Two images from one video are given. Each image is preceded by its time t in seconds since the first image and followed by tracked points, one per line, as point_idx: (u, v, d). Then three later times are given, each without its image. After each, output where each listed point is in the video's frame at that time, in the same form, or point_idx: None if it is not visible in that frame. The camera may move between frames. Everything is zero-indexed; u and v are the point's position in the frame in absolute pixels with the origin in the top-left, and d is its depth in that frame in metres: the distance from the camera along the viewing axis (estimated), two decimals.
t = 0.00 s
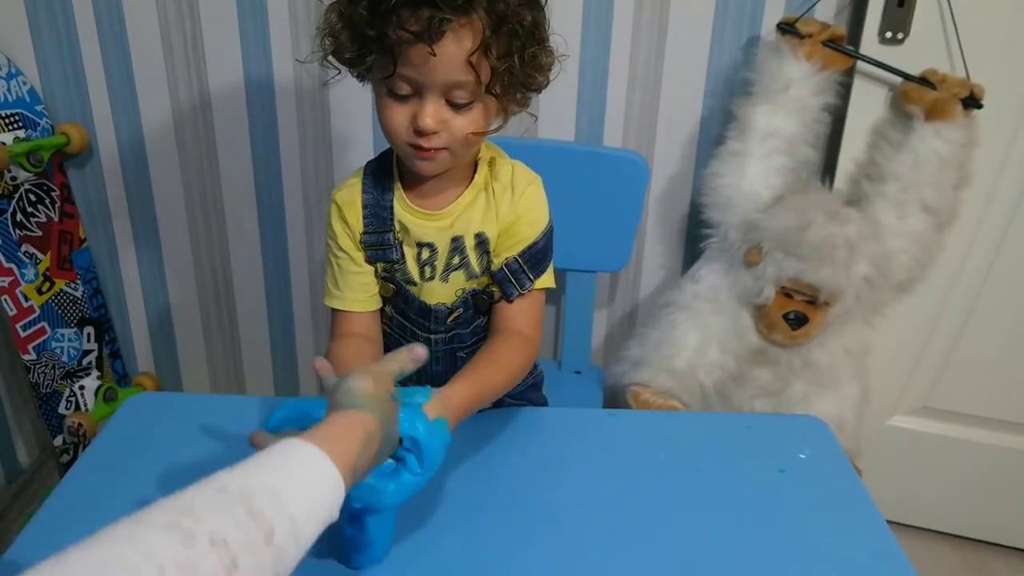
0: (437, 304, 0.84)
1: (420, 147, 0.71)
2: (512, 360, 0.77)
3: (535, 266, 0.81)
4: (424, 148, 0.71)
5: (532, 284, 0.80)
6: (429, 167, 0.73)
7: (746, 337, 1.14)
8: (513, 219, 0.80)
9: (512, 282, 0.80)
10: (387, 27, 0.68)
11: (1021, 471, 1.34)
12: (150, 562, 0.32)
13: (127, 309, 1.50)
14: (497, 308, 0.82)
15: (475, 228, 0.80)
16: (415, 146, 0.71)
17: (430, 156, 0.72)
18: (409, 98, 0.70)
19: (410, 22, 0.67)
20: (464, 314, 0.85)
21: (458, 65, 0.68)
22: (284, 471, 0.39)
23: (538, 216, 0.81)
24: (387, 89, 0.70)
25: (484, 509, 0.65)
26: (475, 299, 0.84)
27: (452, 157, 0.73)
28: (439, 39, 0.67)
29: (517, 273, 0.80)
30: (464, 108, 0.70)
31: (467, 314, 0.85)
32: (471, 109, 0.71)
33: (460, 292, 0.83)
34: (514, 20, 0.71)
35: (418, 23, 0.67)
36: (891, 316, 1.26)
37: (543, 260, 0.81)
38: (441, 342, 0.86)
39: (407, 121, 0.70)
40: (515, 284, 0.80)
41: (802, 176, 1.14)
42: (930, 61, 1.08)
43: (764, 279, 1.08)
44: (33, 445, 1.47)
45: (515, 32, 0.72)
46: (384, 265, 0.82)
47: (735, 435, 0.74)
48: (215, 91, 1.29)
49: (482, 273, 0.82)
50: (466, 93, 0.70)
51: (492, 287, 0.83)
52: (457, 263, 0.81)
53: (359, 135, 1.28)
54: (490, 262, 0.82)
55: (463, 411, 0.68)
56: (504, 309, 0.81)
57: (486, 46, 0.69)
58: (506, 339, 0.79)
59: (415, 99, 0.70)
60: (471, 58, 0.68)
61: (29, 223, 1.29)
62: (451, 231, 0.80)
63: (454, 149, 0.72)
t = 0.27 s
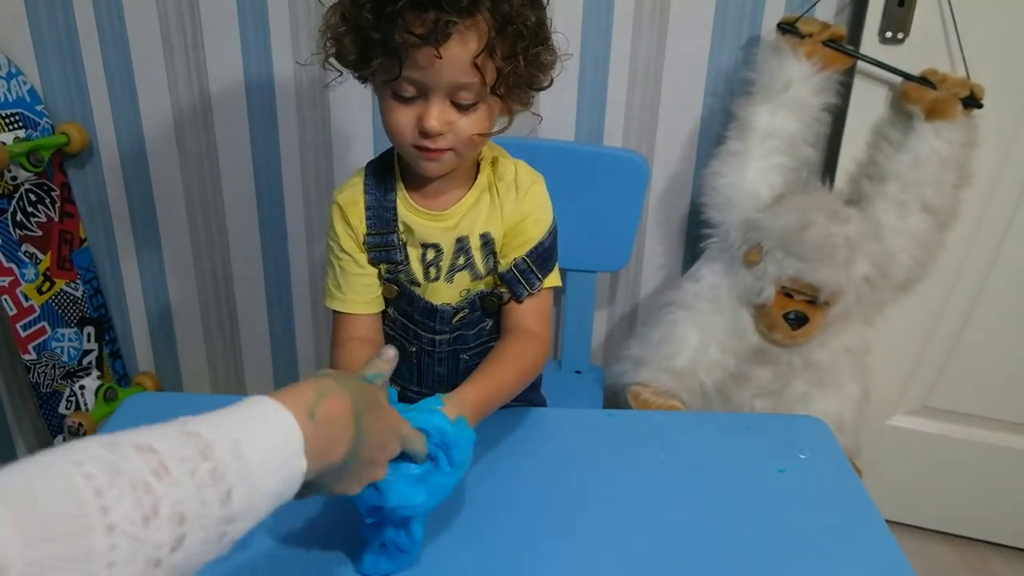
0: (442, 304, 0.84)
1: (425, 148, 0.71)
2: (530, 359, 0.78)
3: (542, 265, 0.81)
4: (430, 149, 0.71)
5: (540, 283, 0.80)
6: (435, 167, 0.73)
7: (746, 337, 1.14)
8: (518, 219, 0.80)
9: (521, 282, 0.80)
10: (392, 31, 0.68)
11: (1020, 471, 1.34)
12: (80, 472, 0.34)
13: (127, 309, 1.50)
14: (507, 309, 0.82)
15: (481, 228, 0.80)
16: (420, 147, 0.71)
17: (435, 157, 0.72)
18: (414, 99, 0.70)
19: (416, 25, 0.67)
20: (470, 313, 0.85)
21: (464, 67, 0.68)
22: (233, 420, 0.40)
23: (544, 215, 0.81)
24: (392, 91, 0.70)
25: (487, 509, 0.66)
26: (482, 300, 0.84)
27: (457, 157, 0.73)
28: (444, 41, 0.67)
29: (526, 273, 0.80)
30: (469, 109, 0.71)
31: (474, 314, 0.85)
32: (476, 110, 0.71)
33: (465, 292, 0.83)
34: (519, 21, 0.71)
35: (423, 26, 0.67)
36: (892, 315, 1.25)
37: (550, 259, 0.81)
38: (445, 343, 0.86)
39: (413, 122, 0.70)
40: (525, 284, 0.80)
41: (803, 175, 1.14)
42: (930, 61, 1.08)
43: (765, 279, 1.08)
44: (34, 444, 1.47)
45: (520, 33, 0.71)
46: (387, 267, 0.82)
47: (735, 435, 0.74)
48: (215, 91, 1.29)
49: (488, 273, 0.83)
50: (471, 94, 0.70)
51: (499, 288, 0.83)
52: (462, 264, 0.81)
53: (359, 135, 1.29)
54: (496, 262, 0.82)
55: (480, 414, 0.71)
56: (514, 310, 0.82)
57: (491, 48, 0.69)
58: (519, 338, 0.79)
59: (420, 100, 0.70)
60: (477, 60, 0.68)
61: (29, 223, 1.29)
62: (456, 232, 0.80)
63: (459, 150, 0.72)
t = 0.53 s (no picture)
0: (443, 303, 0.84)
1: (427, 147, 0.71)
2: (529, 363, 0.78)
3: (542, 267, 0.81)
4: (432, 148, 0.71)
5: (541, 286, 0.81)
6: (437, 166, 0.73)
7: (746, 337, 1.14)
8: (520, 220, 0.80)
9: (522, 285, 0.80)
10: (396, 29, 0.68)
11: (1021, 470, 1.34)
12: None
13: (127, 309, 1.50)
14: (507, 310, 0.82)
15: (481, 228, 0.80)
16: (423, 146, 0.71)
17: (437, 155, 0.72)
18: (417, 98, 0.70)
19: (420, 23, 0.67)
20: (470, 313, 0.85)
21: (467, 66, 0.68)
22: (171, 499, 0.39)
23: (545, 217, 0.81)
24: (394, 89, 0.70)
25: (486, 511, 0.65)
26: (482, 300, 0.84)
27: (459, 156, 0.73)
28: (449, 40, 0.67)
29: (527, 275, 0.80)
30: (472, 108, 0.71)
31: (473, 314, 0.85)
32: (478, 109, 0.71)
33: (465, 292, 0.83)
34: (522, 20, 0.71)
35: (427, 24, 0.67)
36: (892, 315, 1.25)
37: (550, 262, 0.81)
38: (444, 343, 0.86)
39: (415, 121, 0.70)
40: (526, 286, 0.80)
41: (803, 175, 1.14)
42: (930, 61, 1.08)
43: (765, 279, 1.08)
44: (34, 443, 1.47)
45: (523, 32, 0.72)
46: (387, 266, 0.82)
47: (735, 436, 0.74)
48: (216, 91, 1.29)
49: (489, 274, 0.83)
50: (474, 93, 0.70)
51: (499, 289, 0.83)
52: (463, 264, 0.81)
53: (359, 134, 1.29)
54: (497, 263, 0.82)
55: (476, 417, 0.71)
56: (515, 311, 0.81)
57: (494, 46, 0.69)
58: (520, 340, 0.80)
59: (423, 99, 0.70)
60: (480, 58, 0.68)
61: (29, 223, 1.29)
62: (456, 232, 0.80)
63: (462, 149, 0.72)
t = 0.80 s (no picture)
0: (444, 297, 0.83)
1: (428, 141, 0.71)
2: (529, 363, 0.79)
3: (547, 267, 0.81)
4: (433, 142, 0.71)
5: (546, 288, 0.81)
6: (437, 162, 0.73)
7: (746, 336, 1.14)
8: (522, 219, 0.80)
9: (528, 286, 0.80)
10: (398, 22, 0.68)
11: (1021, 470, 1.34)
12: None
13: (128, 309, 1.50)
14: (510, 310, 0.82)
15: (483, 226, 0.80)
16: (423, 140, 0.71)
17: (438, 150, 0.72)
18: (418, 92, 0.70)
19: (422, 16, 0.67)
20: (471, 309, 0.85)
21: (469, 59, 0.68)
22: None
23: (548, 217, 0.81)
24: (396, 83, 0.70)
25: (486, 510, 0.66)
26: (485, 298, 0.84)
27: (460, 151, 0.73)
28: (450, 32, 0.67)
29: (533, 278, 0.80)
30: (473, 102, 0.71)
31: (474, 310, 0.85)
32: (479, 103, 0.71)
33: (466, 289, 0.83)
34: (525, 15, 0.71)
35: (429, 17, 0.67)
36: (892, 315, 1.25)
37: (554, 262, 0.81)
38: (445, 338, 0.86)
39: (416, 115, 0.70)
40: (532, 288, 0.80)
41: (803, 175, 1.14)
42: (930, 61, 1.08)
43: (765, 279, 1.08)
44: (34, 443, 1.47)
45: (525, 27, 0.71)
46: (385, 262, 0.81)
47: (736, 436, 0.74)
48: (216, 91, 1.29)
49: (491, 272, 0.82)
50: (475, 87, 0.70)
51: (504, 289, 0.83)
52: (465, 262, 0.81)
53: (360, 134, 1.29)
54: (498, 262, 0.82)
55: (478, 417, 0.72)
56: (518, 311, 0.81)
57: (495, 40, 0.69)
58: (522, 341, 0.80)
59: (425, 93, 0.70)
60: (481, 52, 0.68)
61: (29, 223, 1.29)
62: (458, 229, 0.80)
63: (462, 144, 0.72)
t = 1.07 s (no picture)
0: (447, 287, 0.83)
1: (431, 140, 0.71)
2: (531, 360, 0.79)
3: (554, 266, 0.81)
4: (436, 140, 0.71)
5: (553, 286, 0.81)
6: (440, 160, 0.73)
7: (747, 336, 1.14)
8: (526, 216, 0.80)
9: (536, 286, 0.80)
10: (402, 22, 0.68)
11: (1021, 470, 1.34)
12: None
13: (128, 309, 1.50)
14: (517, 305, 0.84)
15: (485, 221, 0.80)
16: (426, 139, 0.71)
17: (441, 149, 0.71)
18: (421, 91, 0.70)
19: (426, 16, 0.67)
20: (474, 301, 0.84)
21: (472, 58, 0.68)
22: None
23: (551, 215, 0.81)
24: (399, 82, 0.70)
25: (486, 508, 0.66)
26: (489, 295, 0.84)
27: (463, 149, 0.73)
28: (454, 32, 0.67)
29: (542, 277, 0.80)
30: (476, 101, 0.71)
31: (476, 303, 0.84)
32: (482, 102, 0.71)
33: (466, 281, 0.83)
34: (527, 14, 0.72)
35: (433, 18, 0.67)
36: (893, 315, 1.25)
37: (560, 261, 0.81)
38: (446, 329, 0.85)
39: (420, 113, 0.70)
40: (539, 286, 0.80)
41: (804, 175, 1.14)
42: (930, 60, 1.07)
43: (766, 279, 1.09)
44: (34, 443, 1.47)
45: (527, 27, 0.72)
46: (385, 255, 0.82)
47: (735, 436, 0.74)
48: (216, 90, 1.29)
49: (493, 269, 0.82)
50: (478, 86, 0.70)
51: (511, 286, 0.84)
52: (466, 257, 0.81)
53: (360, 133, 1.29)
54: (500, 258, 0.82)
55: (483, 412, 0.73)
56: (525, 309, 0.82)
57: (498, 40, 0.69)
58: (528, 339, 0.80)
59: (428, 92, 0.70)
60: (485, 52, 0.68)
61: (29, 222, 1.29)
62: (459, 223, 0.80)
63: (465, 142, 0.72)
